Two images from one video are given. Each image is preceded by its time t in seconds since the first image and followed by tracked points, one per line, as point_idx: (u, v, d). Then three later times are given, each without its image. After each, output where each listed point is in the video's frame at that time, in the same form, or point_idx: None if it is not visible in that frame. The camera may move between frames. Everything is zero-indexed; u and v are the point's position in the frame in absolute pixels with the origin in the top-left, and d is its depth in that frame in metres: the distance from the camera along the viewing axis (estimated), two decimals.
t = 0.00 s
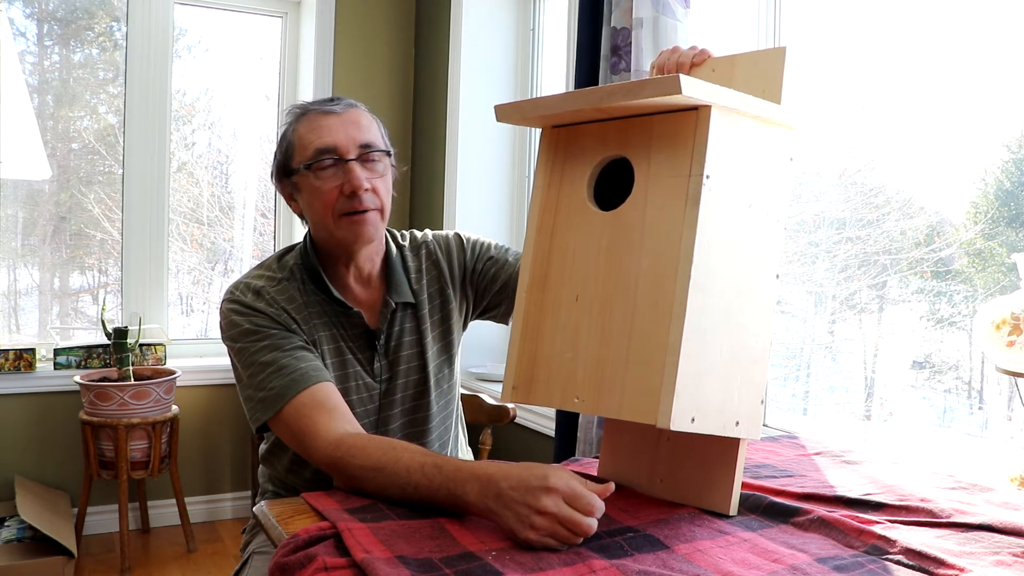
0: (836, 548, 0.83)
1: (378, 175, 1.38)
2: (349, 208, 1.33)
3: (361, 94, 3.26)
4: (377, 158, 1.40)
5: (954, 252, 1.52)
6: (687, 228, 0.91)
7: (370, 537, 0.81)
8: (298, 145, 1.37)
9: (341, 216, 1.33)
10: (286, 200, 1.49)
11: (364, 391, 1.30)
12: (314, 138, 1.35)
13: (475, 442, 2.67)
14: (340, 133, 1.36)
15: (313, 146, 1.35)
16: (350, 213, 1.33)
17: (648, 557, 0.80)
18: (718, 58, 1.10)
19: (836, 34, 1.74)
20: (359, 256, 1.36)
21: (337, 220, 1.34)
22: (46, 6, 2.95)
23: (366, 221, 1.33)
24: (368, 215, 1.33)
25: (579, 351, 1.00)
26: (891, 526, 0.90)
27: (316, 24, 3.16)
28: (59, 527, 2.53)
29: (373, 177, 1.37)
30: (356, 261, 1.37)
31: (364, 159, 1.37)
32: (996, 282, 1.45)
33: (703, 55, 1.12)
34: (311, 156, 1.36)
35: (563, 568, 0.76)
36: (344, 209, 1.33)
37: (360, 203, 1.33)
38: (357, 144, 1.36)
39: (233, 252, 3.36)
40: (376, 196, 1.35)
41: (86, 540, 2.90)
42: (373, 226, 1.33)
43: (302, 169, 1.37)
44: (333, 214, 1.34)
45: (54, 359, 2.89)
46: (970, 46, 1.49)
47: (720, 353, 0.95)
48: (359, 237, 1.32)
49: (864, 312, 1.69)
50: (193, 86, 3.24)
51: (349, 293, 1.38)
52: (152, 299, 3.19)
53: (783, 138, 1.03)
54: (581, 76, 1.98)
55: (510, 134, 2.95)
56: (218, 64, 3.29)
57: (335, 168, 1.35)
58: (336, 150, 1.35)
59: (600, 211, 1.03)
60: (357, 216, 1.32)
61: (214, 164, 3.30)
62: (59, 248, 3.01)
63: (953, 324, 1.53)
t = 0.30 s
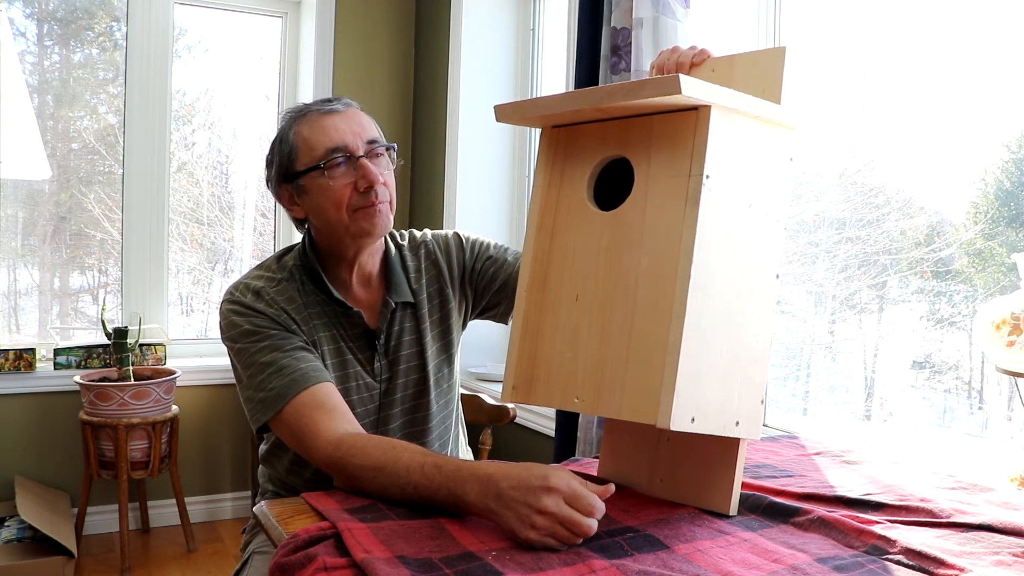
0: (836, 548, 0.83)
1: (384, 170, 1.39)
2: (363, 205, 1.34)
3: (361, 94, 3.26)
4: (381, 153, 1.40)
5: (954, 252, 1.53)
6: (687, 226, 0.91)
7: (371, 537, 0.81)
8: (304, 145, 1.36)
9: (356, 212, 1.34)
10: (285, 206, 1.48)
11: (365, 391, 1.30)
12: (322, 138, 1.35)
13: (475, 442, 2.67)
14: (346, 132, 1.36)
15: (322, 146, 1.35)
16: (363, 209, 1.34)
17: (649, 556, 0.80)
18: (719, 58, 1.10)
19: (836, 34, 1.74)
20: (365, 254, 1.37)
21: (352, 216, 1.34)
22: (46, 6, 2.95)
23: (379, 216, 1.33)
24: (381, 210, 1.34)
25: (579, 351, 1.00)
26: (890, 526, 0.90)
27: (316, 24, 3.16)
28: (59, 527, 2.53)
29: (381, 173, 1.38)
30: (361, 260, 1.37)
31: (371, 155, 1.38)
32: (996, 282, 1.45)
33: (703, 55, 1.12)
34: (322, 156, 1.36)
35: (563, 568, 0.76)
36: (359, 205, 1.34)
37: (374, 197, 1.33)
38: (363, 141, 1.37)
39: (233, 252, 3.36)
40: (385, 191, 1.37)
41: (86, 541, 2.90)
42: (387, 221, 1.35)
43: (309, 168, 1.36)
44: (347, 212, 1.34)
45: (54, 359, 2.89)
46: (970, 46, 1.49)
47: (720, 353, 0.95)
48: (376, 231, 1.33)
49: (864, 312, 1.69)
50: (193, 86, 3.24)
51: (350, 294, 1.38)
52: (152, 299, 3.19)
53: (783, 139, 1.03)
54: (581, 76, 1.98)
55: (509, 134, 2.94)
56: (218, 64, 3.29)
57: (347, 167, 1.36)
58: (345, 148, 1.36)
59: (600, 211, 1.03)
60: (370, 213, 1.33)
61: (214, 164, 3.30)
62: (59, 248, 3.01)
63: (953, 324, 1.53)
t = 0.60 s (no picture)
0: (836, 548, 0.83)
1: (379, 172, 1.39)
2: (358, 208, 1.34)
3: (361, 93, 3.26)
4: (375, 155, 1.40)
5: (954, 252, 1.52)
6: (685, 225, 0.91)
7: (370, 537, 0.81)
8: (299, 150, 1.36)
9: (353, 218, 1.34)
10: (283, 210, 1.47)
11: (368, 391, 1.30)
12: (316, 142, 1.35)
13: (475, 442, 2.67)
14: (340, 135, 1.36)
15: (315, 151, 1.35)
16: (360, 212, 1.34)
17: (648, 557, 0.80)
18: (720, 59, 1.10)
19: (836, 34, 1.74)
20: (365, 255, 1.37)
21: (348, 220, 1.34)
22: (46, 6, 2.95)
23: (377, 220, 1.33)
24: (376, 212, 1.34)
25: (577, 351, 1.00)
26: (890, 526, 0.90)
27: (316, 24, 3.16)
28: (59, 527, 2.53)
29: (375, 175, 1.38)
30: (360, 261, 1.37)
31: (365, 157, 1.37)
32: (996, 282, 1.45)
33: (705, 55, 1.12)
34: (316, 163, 1.36)
35: (563, 569, 0.76)
36: (354, 209, 1.34)
37: (369, 200, 1.33)
38: (357, 143, 1.37)
39: (233, 252, 3.36)
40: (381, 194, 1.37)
41: (86, 541, 2.90)
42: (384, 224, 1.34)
43: (303, 176, 1.37)
44: (345, 217, 1.34)
45: (54, 359, 2.89)
46: (970, 46, 1.49)
47: (720, 352, 0.95)
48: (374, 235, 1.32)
49: (864, 312, 1.69)
50: (193, 86, 3.24)
51: (354, 296, 1.38)
52: (152, 299, 3.19)
53: (785, 138, 1.04)
54: (581, 76, 1.98)
55: (509, 134, 2.94)
56: (218, 64, 3.29)
57: (341, 171, 1.36)
58: (339, 152, 1.36)
59: (598, 211, 1.03)
60: (365, 216, 1.33)
61: (214, 164, 3.30)
62: (59, 248, 3.01)
63: (953, 324, 1.53)
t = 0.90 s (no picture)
0: (836, 548, 0.83)
1: (377, 174, 1.38)
2: (352, 208, 1.33)
3: (361, 94, 3.26)
4: (376, 156, 1.39)
5: (954, 252, 1.52)
6: (685, 224, 0.91)
7: (370, 537, 0.81)
8: (299, 148, 1.36)
9: (347, 217, 1.33)
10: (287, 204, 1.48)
11: (370, 389, 1.30)
12: (315, 140, 1.35)
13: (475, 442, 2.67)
14: (338, 134, 1.35)
15: (312, 148, 1.35)
16: (354, 212, 1.33)
17: (648, 556, 0.80)
18: (721, 59, 1.10)
19: (836, 34, 1.74)
20: (365, 252, 1.36)
21: (341, 219, 1.34)
22: (46, 6, 2.95)
23: (371, 221, 1.32)
24: (371, 213, 1.33)
25: (578, 350, 1.00)
26: (890, 526, 0.90)
27: (316, 24, 3.16)
28: (59, 527, 2.53)
29: (373, 177, 1.37)
30: (361, 258, 1.36)
31: (364, 158, 1.37)
32: (996, 281, 1.45)
33: (705, 56, 1.13)
34: (312, 158, 1.35)
35: (563, 568, 0.76)
36: (347, 209, 1.33)
37: (361, 202, 1.32)
38: (357, 144, 1.36)
39: (233, 252, 3.36)
40: (376, 195, 1.36)
41: (86, 541, 2.90)
42: (378, 226, 1.33)
43: (303, 171, 1.37)
44: (337, 214, 1.34)
45: (54, 359, 2.89)
46: (970, 46, 1.49)
47: (719, 350, 0.95)
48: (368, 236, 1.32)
49: (864, 312, 1.69)
50: (193, 86, 3.24)
51: (356, 292, 1.37)
52: (152, 299, 3.19)
53: (785, 138, 1.04)
54: (581, 76, 1.98)
55: (509, 134, 2.94)
56: (218, 64, 3.29)
57: (336, 170, 1.35)
58: (336, 151, 1.35)
59: (598, 210, 1.03)
60: (360, 216, 1.32)
61: (214, 164, 3.30)
62: (59, 248, 3.01)
63: (953, 324, 1.53)
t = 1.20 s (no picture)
0: (836, 548, 0.83)
1: (378, 179, 1.37)
2: (345, 210, 1.32)
3: (361, 93, 3.26)
4: (380, 162, 1.39)
5: (954, 252, 1.53)
6: (685, 225, 0.91)
7: (370, 537, 0.81)
8: (302, 147, 1.37)
9: (341, 221, 1.33)
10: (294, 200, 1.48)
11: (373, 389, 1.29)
12: (316, 141, 1.35)
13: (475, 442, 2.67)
14: (340, 136, 1.35)
15: (313, 148, 1.35)
16: (348, 215, 1.33)
17: (649, 556, 0.80)
18: (722, 58, 1.10)
19: (836, 34, 1.74)
20: (364, 255, 1.36)
21: (336, 221, 1.34)
22: (46, 6, 2.95)
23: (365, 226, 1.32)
24: (366, 219, 1.33)
25: (578, 350, 1.00)
26: (890, 526, 0.90)
27: (316, 24, 3.16)
28: (59, 527, 2.53)
29: (373, 181, 1.36)
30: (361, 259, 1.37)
31: (365, 163, 1.36)
32: (996, 281, 1.45)
33: (706, 55, 1.13)
34: (312, 159, 1.35)
35: (563, 568, 0.76)
36: (342, 211, 1.33)
37: (356, 205, 1.31)
38: (359, 148, 1.36)
39: (233, 252, 3.36)
40: (373, 200, 1.35)
41: (86, 541, 2.90)
42: (372, 231, 1.33)
43: (304, 170, 1.37)
44: (332, 216, 1.34)
45: (54, 359, 2.89)
46: (970, 46, 1.49)
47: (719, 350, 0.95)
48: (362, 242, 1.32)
49: (864, 312, 1.69)
50: (193, 86, 3.24)
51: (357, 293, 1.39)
52: (152, 299, 3.19)
53: (786, 139, 1.04)
54: (581, 76, 1.98)
55: (509, 134, 2.94)
56: (218, 64, 3.29)
57: (335, 171, 1.34)
58: (336, 153, 1.35)
59: (599, 211, 1.03)
60: (354, 219, 1.32)
61: (214, 164, 3.30)
62: (59, 248, 3.01)
63: (953, 324, 1.53)
